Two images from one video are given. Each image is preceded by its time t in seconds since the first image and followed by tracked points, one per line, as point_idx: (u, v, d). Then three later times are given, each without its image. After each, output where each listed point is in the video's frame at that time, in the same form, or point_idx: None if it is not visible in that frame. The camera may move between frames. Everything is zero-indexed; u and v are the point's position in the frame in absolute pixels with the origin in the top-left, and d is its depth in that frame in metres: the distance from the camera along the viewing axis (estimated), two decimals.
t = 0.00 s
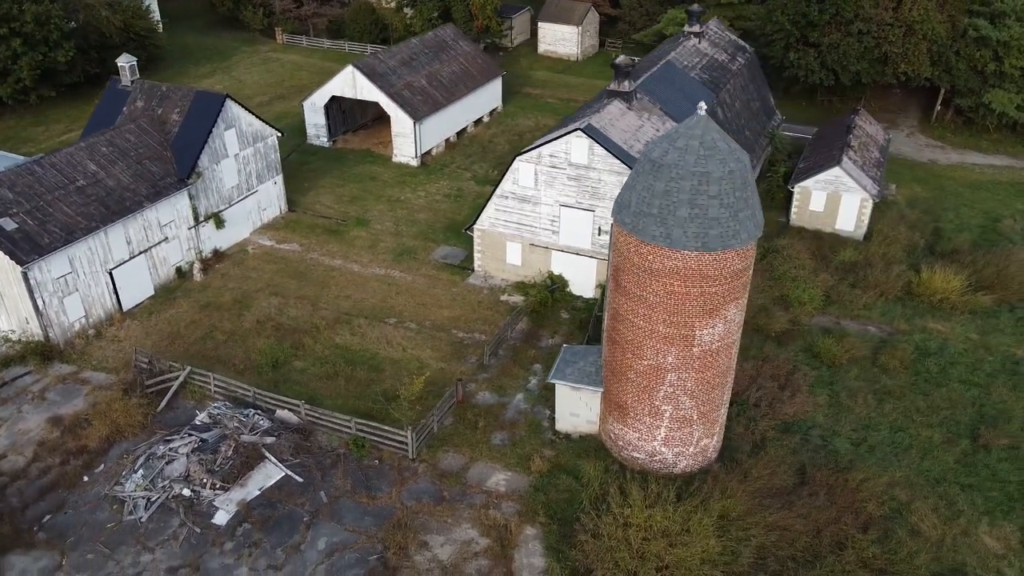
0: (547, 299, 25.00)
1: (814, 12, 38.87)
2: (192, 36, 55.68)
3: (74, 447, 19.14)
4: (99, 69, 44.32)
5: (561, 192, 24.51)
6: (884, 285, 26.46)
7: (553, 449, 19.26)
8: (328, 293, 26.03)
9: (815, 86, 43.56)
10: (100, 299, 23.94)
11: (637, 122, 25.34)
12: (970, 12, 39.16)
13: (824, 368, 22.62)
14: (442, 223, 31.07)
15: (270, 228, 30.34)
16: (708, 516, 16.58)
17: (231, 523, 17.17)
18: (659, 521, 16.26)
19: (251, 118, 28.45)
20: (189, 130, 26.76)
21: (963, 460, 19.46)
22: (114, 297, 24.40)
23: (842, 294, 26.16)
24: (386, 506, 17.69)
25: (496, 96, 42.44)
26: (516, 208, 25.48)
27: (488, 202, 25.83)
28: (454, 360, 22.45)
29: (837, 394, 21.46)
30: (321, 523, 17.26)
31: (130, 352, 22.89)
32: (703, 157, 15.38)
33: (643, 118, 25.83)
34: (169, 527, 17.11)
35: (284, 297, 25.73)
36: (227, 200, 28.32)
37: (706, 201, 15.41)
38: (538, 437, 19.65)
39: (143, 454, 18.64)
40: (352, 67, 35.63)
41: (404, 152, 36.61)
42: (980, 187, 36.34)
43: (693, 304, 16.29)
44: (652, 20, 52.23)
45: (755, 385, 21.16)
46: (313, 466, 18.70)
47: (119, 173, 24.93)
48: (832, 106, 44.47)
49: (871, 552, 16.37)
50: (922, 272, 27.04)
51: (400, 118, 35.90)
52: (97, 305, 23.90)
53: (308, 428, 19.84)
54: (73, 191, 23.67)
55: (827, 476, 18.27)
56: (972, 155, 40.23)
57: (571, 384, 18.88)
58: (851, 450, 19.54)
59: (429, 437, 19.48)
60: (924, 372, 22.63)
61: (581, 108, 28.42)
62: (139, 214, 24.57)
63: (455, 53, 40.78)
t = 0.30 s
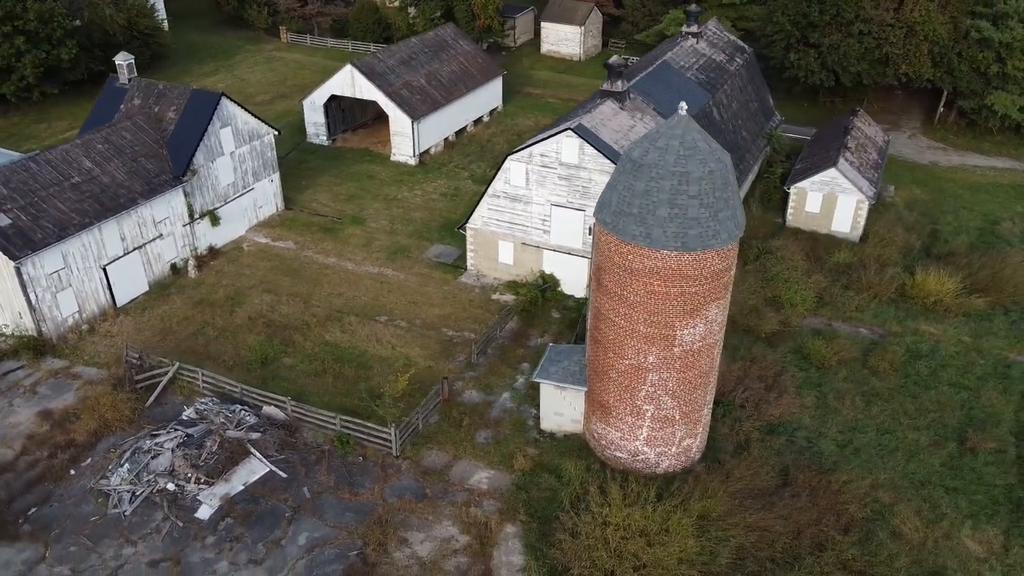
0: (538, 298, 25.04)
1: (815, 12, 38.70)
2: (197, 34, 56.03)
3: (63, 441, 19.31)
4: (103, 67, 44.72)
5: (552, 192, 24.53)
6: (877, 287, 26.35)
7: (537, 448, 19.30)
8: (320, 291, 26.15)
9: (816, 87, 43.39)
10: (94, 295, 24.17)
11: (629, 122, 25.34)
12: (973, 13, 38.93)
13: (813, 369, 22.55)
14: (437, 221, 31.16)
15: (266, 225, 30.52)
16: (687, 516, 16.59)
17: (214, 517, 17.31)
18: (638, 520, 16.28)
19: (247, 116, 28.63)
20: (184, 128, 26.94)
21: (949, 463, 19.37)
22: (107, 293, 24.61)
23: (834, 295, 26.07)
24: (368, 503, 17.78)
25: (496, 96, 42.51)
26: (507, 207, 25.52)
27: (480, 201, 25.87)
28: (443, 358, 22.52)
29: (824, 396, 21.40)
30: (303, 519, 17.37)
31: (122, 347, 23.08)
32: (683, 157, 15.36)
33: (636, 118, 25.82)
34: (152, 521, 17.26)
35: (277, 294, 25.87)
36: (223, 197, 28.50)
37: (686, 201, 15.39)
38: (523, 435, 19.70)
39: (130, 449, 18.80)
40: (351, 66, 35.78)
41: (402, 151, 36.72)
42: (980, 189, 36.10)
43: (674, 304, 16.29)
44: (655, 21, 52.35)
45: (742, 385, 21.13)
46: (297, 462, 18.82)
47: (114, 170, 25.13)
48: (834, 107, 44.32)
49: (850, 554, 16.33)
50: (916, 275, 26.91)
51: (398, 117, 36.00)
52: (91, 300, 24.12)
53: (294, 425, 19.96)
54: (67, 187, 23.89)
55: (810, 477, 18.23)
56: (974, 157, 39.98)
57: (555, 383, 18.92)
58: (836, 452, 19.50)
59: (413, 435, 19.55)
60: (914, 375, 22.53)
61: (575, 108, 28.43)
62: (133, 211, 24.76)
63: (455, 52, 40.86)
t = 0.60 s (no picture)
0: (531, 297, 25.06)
1: (817, 13, 38.52)
2: (204, 33, 56.39)
3: (54, 434, 19.49)
4: (109, 65, 45.08)
5: (546, 190, 24.56)
6: (872, 289, 26.23)
7: (523, 446, 19.34)
8: (315, 288, 26.29)
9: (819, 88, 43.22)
10: (90, 290, 24.39)
11: (624, 121, 25.35)
12: (978, 14, 38.61)
13: (804, 370, 22.46)
14: (434, 220, 31.24)
15: (264, 223, 30.69)
16: (669, 516, 16.59)
17: (200, 512, 17.44)
18: (620, 519, 16.29)
19: (245, 114, 28.80)
20: (182, 125, 27.13)
21: (938, 466, 19.27)
22: (104, 289, 24.85)
23: (829, 296, 25.97)
24: (353, 499, 17.87)
25: (498, 95, 42.62)
26: (501, 206, 25.58)
27: (475, 199, 25.92)
28: (434, 356, 22.59)
29: (815, 397, 21.33)
30: (288, 514, 17.48)
31: (116, 342, 23.29)
32: (665, 156, 15.36)
33: (630, 118, 25.82)
34: (139, 514, 17.41)
35: (271, 291, 26.02)
36: (221, 194, 28.70)
37: (668, 200, 15.39)
38: (510, 434, 19.74)
39: (119, 443, 18.96)
40: (352, 65, 35.92)
41: (402, 150, 36.84)
42: (983, 191, 35.84)
43: (657, 303, 16.29)
44: (659, 21, 52.42)
45: (731, 386, 21.08)
46: (284, 458, 18.94)
47: (112, 167, 25.35)
48: (837, 108, 44.18)
49: (833, 556, 16.29)
50: (913, 276, 26.76)
51: (398, 115, 36.11)
52: (88, 296, 24.36)
53: (283, 420, 20.07)
54: (65, 183, 24.11)
55: (795, 478, 18.19)
56: (978, 159, 39.70)
57: (541, 382, 18.96)
58: (824, 453, 19.43)
59: (401, 432, 19.63)
60: (906, 377, 22.42)
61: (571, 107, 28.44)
62: (130, 207, 24.96)
63: (456, 51, 40.94)
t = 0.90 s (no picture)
0: (525, 296, 25.08)
1: (820, 14, 38.49)
2: (211, 31, 56.76)
3: (45, 427, 19.68)
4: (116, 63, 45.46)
5: (539, 189, 24.58)
6: (868, 291, 26.11)
7: (510, 444, 19.37)
8: (310, 285, 26.42)
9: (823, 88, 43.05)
10: (86, 286, 24.63)
11: (618, 121, 25.32)
12: (983, 14, 38.22)
13: (796, 372, 22.38)
14: (431, 218, 31.33)
15: (263, 220, 30.88)
16: (652, 516, 16.59)
17: (186, 506, 17.58)
18: (601, 518, 16.31)
19: (244, 112, 28.99)
20: (181, 123, 27.32)
21: (927, 469, 19.17)
22: (100, 284, 25.08)
23: (824, 298, 25.84)
24: (338, 495, 17.97)
25: (501, 95, 42.69)
26: (495, 205, 25.63)
27: (469, 198, 25.98)
28: (425, 354, 22.67)
29: (805, 398, 21.26)
30: (273, 509, 17.59)
31: (111, 337, 23.49)
32: (648, 156, 15.34)
33: (626, 118, 25.81)
34: (126, 507, 17.57)
35: (267, 288, 26.18)
36: (219, 191, 28.90)
37: (651, 200, 15.37)
38: (497, 432, 19.79)
39: (109, 436, 19.13)
40: (352, 64, 36.00)
41: (402, 148, 36.94)
42: (986, 194, 35.56)
43: (640, 303, 16.27)
44: (664, 21, 52.37)
45: (720, 386, 21.04)
46: (272, 453, 19.06)
47: (110, 163, 25.57)
48: (841, 109, 43.98)
49: (815, 557, 16.25)
50: (909, 279, 26.60)
51: (399, 114, 36.21)
52: (84, 291, 24.60)
53: (272, 416, 20.20)
54: (63, 179, 24.33)
55: (781, 479, 18.15)
56: (982, 162, 39.39)
57: (528, 380, 19.00)
58: (812, 455, 19.36)
59: (388, 429, 19.71)
60: (899, 380, 22.30)
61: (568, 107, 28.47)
62: (127, 203, 25.18)
63: (458, 50, 41.00)
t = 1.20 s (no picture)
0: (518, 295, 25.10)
1: (824, 14, 38.22)
2: (219, 29, 57.13)
3: (38, 420, 19.88)
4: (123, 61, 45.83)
5: (533, 188, 24.61)
6: (865, 293, 25.96)
7: (496, 442, 19.40)
8: (306, 282, 26.57)
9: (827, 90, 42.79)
10: (84, 281, 24.88)
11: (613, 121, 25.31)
12: (990, 16, 37.87)
13: (787, 374, 22.29)
14: (430, 217, 31.40)
15: (262, 218, 31.06)
16: (634, 515, 16.59)
17: (172, 499, 17.73)
18: (583, 517, 16.32)
19: (243, 110, 29.17)
20: (180, 120, 27.50)
21: (915, 472, 19.06)
22: (98, 279, 25.33)
23: (820, 299, 25.71)
24: (324, 490, 18.07)
25: (504, 94, 42.70)
26: (490, 203, 25.67)
27: (464, 197, 26.03)
28: (416, 352, 22.74)
29: (795, 400, 21.17)
30: (258, 503, 17.72)
31: (106, 331, 23.71)
32: (631, 155, 15.33)
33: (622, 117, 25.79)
34: (113, 500, 17.73)
35: (263, 284, 26.33)
36: (218, 188, 29.10)
37: (633, 200, 15.34)
38: (484, 430, 19.83)
39: (100, 430, 19.31)
40: (353, 63, 36.14)
41: (403, 147, 37.04)
42: (990, 196, 35.26)
43: (623, 303, 16.26)
44: (670, 21, 52.24)
45: (709, 387, 21.00)
46: (260, 448, 19.19)
47: (109, 160, 25.80)
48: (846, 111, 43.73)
49: (797, 559, 16.21)
50: (906, 281, 26.43)
51: (400, 112, 36.33)
52: (81, 286, 24.85)
53: (262, 412, 20.34)
54: (61, 175, 24.57)
55: (766, 481, 18.10)
56: (987, 164, 39.06)
57: (515, 379, 19.05)
58: (799, 457, 19.29)
59: (375, 426, 19.80)
60: (891, 382, 22.17)
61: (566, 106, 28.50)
62: (125, 199, 25.41)
63: (462, 49, 41.05)
